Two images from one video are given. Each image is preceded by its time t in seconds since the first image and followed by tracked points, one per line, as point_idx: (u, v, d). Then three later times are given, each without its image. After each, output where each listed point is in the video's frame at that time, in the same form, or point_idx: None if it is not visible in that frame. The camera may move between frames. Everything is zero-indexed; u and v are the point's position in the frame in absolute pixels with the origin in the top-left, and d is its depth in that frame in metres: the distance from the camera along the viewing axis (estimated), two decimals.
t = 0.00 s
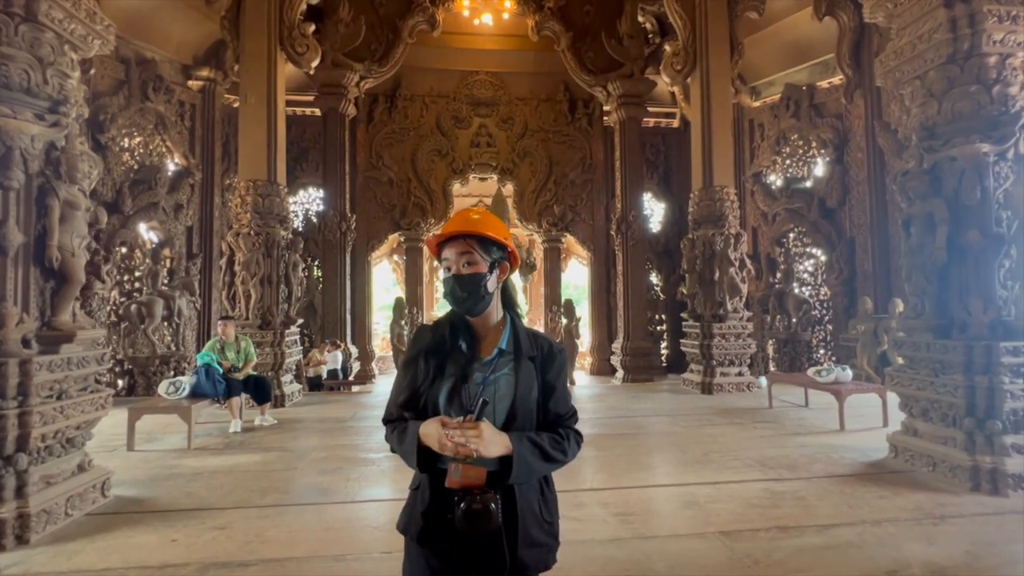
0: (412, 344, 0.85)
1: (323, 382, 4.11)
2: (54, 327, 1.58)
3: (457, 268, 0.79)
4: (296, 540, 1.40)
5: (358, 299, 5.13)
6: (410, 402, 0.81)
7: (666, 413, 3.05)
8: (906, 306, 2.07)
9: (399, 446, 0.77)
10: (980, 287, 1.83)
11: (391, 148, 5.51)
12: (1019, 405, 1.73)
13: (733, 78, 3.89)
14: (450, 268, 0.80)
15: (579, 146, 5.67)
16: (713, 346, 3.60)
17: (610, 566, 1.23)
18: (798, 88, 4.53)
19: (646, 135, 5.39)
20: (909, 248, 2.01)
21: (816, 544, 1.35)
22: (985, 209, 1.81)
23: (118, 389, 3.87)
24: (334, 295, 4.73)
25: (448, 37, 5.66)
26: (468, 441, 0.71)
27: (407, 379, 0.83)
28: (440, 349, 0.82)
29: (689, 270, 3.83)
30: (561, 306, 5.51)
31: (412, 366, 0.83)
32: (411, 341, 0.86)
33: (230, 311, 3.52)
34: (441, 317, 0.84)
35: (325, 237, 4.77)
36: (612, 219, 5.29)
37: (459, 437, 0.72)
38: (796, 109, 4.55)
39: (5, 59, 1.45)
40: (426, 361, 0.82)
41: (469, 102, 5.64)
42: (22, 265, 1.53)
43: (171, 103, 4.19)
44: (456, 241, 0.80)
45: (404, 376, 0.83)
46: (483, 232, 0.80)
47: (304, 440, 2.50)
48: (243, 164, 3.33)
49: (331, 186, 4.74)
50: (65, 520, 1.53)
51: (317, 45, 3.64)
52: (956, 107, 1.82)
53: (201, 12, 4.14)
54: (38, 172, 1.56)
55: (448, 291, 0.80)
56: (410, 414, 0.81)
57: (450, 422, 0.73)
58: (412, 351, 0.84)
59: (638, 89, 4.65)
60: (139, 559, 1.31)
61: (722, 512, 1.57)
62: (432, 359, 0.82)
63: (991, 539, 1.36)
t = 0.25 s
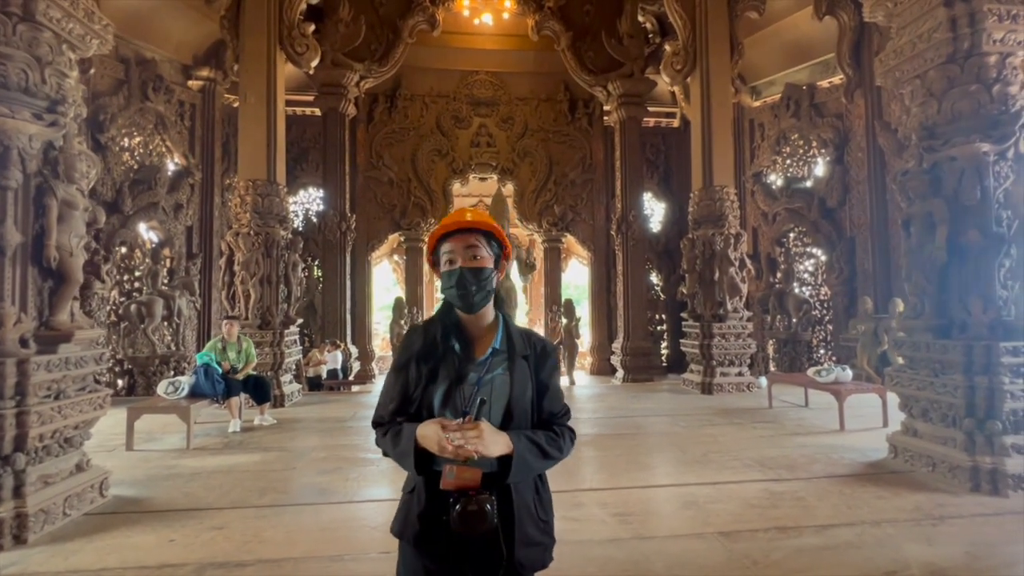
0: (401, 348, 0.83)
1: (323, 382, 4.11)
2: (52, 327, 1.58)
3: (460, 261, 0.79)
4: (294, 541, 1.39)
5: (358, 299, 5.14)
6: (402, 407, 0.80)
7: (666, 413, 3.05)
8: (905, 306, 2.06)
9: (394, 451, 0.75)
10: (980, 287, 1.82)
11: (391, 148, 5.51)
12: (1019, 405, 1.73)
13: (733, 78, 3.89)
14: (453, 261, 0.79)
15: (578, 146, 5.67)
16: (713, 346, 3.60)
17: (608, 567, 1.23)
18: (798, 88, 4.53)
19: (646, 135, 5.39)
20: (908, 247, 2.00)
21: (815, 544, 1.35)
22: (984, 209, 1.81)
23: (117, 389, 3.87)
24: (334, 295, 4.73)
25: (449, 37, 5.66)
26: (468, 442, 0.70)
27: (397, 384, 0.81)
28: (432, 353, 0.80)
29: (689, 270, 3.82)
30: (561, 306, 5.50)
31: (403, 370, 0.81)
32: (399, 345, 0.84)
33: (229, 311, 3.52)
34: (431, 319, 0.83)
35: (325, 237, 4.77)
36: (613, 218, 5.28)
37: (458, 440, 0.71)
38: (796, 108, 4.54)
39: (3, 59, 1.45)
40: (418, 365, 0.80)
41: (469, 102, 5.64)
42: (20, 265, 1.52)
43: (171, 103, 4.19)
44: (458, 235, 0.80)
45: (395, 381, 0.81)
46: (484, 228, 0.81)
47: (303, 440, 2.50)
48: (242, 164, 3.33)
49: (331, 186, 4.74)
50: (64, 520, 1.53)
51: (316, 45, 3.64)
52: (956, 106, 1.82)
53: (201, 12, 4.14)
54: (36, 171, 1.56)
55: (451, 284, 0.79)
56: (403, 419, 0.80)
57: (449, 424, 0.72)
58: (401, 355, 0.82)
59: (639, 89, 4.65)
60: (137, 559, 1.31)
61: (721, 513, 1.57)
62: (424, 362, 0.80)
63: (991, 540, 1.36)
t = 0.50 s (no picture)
0: (394, 350, 0.81)
1: (322, 383, 4.11)
2: (51, 327, 1.58)
3: (466, 263, 0.78)
4: (292, 541, 1.39)
5: (358, 299, 5.13)
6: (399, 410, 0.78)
7: (666, 414, 3.05)
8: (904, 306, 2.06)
9: (394, 456, 0.74)
10: (979, 287, 1.82)
11: (391, 149, 5.51)
12: (1018, 406, 1.72)
13: (733, 79, 3.88)
14: (458, 263, 0.78)
15: (578, 147, 5.67)
16: (713, 347, 3.60)
17: (606, 568, 1.23)
18: (797, 89, 4.53)
19: (646, 135, 5.38)
20: (907, 248, 2.00)
21: (814, 546, 1.34)
22: (983, 209, 1.81)
23: (116, 390, 3.87)
24: (333, 296, 4.73)
25: (448, 38, 5.66)
26: (474, 440, 0.70)
27: (391, 388, 0.79)
28: (428, 354, 0.79)
29: (689, 270, 3.82)
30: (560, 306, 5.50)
31: (398, 373, 0.79)
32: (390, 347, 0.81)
33: (228, 312, 3.52)
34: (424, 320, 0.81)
35: (324, 238, 4.77)
36: (612, 219, 5.28)
37: (465, 437, 0.70)
38: (795, 109, 4.54)
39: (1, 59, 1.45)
40: (414, 368, 0.79)
41: (469, 102, 5.64)
42: (18, 265, 1.52)
43: (171, 103, 4.19)
44: (461, 236, 0.80)
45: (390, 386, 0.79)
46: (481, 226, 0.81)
47: (302, 441, 2.50)
48: (242, 165, 3.32)
49: (331, 187, 4.74)
50: (61, 521, 1.53)
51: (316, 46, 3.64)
52: (956, 107, 1.82)
53: (201, 13, 4.14)
54: (33, 172, 1.56)
55: (458, 287, 0.78)
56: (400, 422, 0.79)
57: (453, 423, 0.71)
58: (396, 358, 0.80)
59: (638, 90, 4.65)
60: (134, 560, 1.31)
61: (719, 513, 1.57)
62: (420, 365, 0.79)
63: (990, 541, 1.36)
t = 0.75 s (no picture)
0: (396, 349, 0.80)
1: (322, 383, 4.11)
2: (51, 327, 1.59)
3: (467, 271, 0.78)
4: (292, 541, 1.39)
5: (358, 299, 5.14)
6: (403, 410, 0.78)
7: (666, 414, 3.05)
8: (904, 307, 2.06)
9: (399, 458, 0.73)
10: (979, 287, 1.82)
11: (391, 149, 5.51)
12: (1018, 407, 1.72)
13: (734, 79, 3.88)
14: (459, 270, 0.78)
15: (579, 147, 5.67)
16: (713, 347, 3.60)
17: (605, 568, 1.23)
18: (798, 89, 4.53)
19: (646, 135, 5.38)
20: (908, 248, 2.00)
21: (814, 546, 1.34)
22: (983, 209, 1.81)
23: (117, 389, 3.87)
24: (334, 296, 4.73)
25: (449, 38, 5.67)
26: (486, 439, 0.70)
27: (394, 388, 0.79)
28: (431, 355, 0.79)
29: (689, 271, 3.82)
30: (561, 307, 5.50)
31: (401, 374, 0.79)
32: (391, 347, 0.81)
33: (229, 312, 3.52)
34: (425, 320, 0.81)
35: (325, 238, 4.77)
36: (613, 219, 5.28)
37: (475, 438, 0.70)
38: (796, 109, 4.54)
39: (3, 60, 1.45)
40: (417, 368, 0.78)
41: (469, 103, 5.64)
42: (19, 265, 1.52)
43: (172, 103, 4.20)
44: (464, 243, 0.79)
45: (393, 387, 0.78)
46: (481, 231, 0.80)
47: (302, 441, 2.50)
48: (242, 165, 3.33)
49: (331, 187, 4.74)
50: (62, 521, 1.53)
51: (316, 46, 3.64)
52: (956, 107, 1.81)
53: (201, 13, 4.14)
54: (34, 172, 1.56)
55: (461, 295, 0.79)
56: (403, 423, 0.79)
57: (463, 423, 0.71)
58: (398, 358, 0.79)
59: (639, 90, 4.65)
60: (135, 559, 1.31)
61: (719, 514, 1.57)
62: (423, 366, 0.78)
63: (990, 542, 1.36)
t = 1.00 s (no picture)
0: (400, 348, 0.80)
1: (323, 382, 4.12)
2: (52, 327, 1.59)
3: (471, 270, 0.79)
4: (293, 541, 1.40)
5: (358, 299, 5.14)
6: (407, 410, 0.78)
7: (666, 414, 3.05)
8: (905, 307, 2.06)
9: (404, 458, 0.74)
10: (980, 287, 1.82)
11: (392, 149, 5.51)
12: (1019, 407, 1.72)
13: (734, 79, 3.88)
14: (463, 271, 0.79)
15: (579, 147, 5.67)
16: (714, 347, 3.60)
17: (606, 568, 1.23)
18: (799, 89, 4.52)
19: (647, 135, 5.38)
20: (908, 248, 2.00)
21: (814, 546, 1.35)
22: (984, 209, 1.81)
23: (118, 389, 3.87)
24: (335, 296, 4.73)
25: (449, 38, 5.67)
26: (493, 439, 0.70)
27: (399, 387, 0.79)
28: (435, 354, 0.78)
29: (689, 270, 3.81)
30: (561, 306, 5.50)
31: (406, 374, 0.79)
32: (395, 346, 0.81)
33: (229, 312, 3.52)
34: (429, 319, 0.81)
35: (325, 238, 4.78)
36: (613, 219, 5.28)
37: (481, 438, 0.70)
38: (797, 109, 4.54)
39: (4, 60, 1.45)
40: (421, 368, 0.78)
41: (470, 103, 5.64)
42: (20, 265, 1.53)
43: (173, 103, 4.20)
44: (469, 242, 0.79)
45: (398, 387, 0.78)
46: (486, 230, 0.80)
47: (302, 441, 2.50)
48: (243, 165, 3.33)
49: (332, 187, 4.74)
50: (63, 520, 1.53)
51: (317, 46, 3.65)
52: (957, 107, 1.81)
53: (202, 13, 4.15)
54: (36, 172, 1.57)
55: (467, 295, 0.79)
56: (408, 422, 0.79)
57: (471, 424, 0.71)
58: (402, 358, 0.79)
59: (639, 90, 4.65)
60: (136, 559, 1.31)
61: (719, 514, 1.57)
62: (426, 366, 0.78)
63: (991, 542, 1.35)
